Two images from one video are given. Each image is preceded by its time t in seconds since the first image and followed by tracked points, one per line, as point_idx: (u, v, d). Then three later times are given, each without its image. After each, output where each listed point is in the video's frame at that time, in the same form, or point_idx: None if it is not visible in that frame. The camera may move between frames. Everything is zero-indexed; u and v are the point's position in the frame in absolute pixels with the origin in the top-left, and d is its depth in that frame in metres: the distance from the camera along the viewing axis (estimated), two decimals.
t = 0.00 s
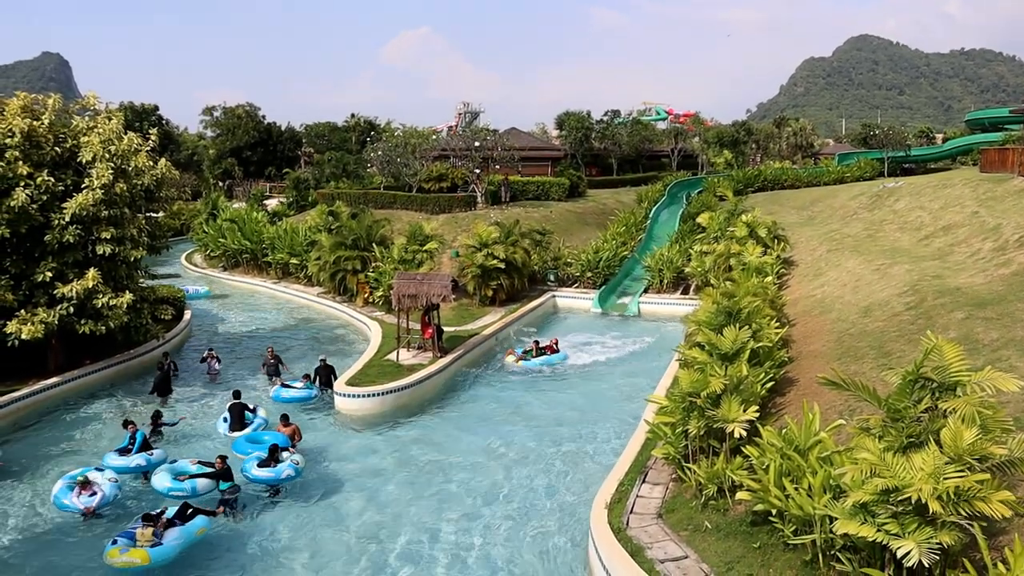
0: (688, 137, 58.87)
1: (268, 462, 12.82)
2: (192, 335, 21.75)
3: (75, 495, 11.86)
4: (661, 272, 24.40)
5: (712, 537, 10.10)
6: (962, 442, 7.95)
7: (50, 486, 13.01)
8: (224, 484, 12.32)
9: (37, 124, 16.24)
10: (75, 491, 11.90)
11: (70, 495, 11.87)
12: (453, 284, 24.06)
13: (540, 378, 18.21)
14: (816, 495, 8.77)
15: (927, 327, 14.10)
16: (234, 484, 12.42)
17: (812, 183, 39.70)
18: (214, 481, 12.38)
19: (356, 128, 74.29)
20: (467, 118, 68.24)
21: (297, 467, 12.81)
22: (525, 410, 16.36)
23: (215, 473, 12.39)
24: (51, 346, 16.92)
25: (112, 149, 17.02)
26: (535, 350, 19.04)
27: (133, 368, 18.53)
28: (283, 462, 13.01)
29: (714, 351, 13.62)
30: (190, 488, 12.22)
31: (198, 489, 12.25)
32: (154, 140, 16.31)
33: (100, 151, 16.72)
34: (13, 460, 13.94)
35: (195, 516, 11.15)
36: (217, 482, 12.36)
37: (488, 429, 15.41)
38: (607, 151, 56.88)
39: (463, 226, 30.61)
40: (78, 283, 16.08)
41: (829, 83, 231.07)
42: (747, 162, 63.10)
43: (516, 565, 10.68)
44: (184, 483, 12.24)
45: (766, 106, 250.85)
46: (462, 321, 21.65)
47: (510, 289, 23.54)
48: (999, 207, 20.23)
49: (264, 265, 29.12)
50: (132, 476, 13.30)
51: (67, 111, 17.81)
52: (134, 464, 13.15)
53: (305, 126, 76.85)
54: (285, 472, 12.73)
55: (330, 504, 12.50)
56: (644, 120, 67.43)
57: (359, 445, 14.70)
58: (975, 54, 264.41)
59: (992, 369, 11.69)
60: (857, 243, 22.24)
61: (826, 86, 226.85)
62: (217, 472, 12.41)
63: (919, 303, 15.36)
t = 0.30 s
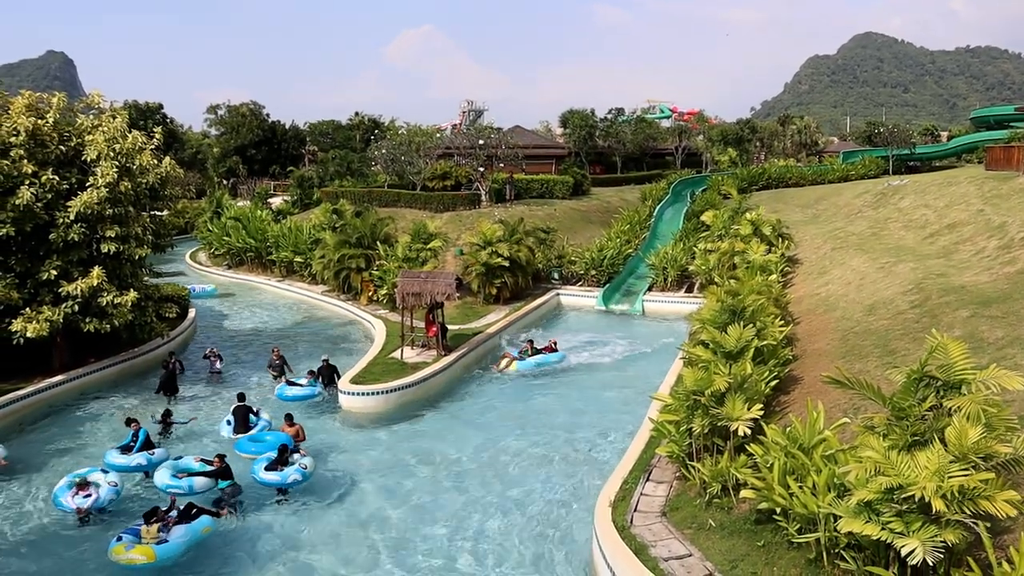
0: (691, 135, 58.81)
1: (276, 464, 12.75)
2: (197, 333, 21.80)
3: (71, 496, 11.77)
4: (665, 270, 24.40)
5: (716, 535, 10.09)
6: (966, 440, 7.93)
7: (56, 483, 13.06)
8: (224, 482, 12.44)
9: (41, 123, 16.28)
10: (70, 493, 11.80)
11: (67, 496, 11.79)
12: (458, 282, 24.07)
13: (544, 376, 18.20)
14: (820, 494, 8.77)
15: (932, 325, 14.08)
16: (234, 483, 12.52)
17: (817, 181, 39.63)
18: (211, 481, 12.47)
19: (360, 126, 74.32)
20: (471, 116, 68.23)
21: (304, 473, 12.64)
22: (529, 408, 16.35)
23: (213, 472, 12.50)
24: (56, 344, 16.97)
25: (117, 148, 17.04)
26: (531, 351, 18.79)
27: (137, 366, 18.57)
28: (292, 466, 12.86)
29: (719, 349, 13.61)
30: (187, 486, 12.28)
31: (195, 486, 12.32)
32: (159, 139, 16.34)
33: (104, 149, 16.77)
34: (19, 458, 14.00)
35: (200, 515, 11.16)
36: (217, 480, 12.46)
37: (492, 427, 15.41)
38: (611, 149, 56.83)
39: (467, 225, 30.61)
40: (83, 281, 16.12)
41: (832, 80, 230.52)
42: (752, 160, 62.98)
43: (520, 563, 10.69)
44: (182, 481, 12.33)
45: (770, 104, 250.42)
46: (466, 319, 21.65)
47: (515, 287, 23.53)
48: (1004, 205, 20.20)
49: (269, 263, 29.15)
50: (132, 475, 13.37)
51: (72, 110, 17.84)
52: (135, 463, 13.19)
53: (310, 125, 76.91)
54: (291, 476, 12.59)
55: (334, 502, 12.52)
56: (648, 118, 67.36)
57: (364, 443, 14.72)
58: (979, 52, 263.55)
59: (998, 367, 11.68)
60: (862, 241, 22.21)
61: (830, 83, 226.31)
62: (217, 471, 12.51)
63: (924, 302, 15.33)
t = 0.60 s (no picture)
0: (696, 133, 58.75)
1: (283, 470, 12.65)
2: (202, 331, 21.83)
3: (68, 492, 11.76)
4: (669, 268, 24.38)
5: (720, 534, 10.08)
6: (971, 439, 7.91)
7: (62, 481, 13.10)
8: (223, 482, 12.48)
9: (46, 121, 16.31)
10: (69, 489, 11.79)
11: (65, 492, 11.78)
12: (462, 280, 24.07)
13: (548, 374, 18.19)
14: (825, 492, 8.76)
15: (937, 324, 14.05)
16: (234, 483, 12.49)
17: (822, 179, 39.56)
18: (211, 481, 12.52)
19: (365, 124, 74.37)
20: (476, 115, 68.29)
21: (311, 476, 12.46)
22: (533, 406, 16.35)
23: (212, 472, 12.55)
24: (62, 342, 17.02)
25: (121, 146, 17.06)
26: (525, 353, 18.52)
27: (142, 364, 18.61)
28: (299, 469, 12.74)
29: (723, 348, 13.61)
30: (184, 484, 12.37)
31: (193, 485, 12.40)
32: (164, 137, 16.35)
33: (109, 148, 16.81)
34: (25, 455, 14.06)
35: (203, 512, 11.21)
36: (216, 480, 12.51)
37: (496, 425, 15.41)
38: (616, 147, 56.79)
39: (471, 223, 30.61)
40: (88, 280, 16.15)
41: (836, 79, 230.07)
42: (756, 158, 62.88)
43: (523, 561, 10.69)
44: (182, 479, 12.43)
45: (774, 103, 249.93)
46: (470, 318, 21.65)
47: (519, 285, 23.52)
48: (1009, 204, 20.14)
49: (273, 262, 29.19)
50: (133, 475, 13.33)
51: (77, 108, 17.88)
52: (136, 463, 13.16)
53: (313, 123, 76.95)
54: (298, 480, 12.43)
55: (338, 500, 12.53)
56: (653, 116, 67.27)
57: (368, 441, 14.74)
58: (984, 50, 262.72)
59: (1003, 365, 11.65)
60: (867, 240, 22.17)
61: (834, 81, 225.82)
62: (216, 471, 12.57)
63: (929, 300, 15.30)
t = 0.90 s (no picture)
0: (700, 132, 58.68)
1: (292, 472, 12.56)
2: (206, 330, 21.89)
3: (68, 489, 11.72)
4: (673, 267, 24.35)
5: (724, 533, 10.07)
6: (977, 438, 7.88)
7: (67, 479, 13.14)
8: (221, 482, 12.49)
9: (52, 120, 16.35)
10: (70, 484, 11.80)
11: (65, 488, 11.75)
12: (466, 278, 24.08)
13: (552, 373, 18.18)
14: (829, 492, 8.74)
15: (942, 323, 14.01)
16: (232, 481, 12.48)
17: (826, 178, 39.46)
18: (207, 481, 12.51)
19: (369, 123, 74.46)
20: (480, 113, 68.35)
21: (320, 479, 12.36)
22: (537, 405, 16.35)
23: (208, 472, 12.53)
24: (67, 341, 17.07)
25: (126, 145, 17.11)
26: (517, 354, 18.28)
27: (147, 362, 18.65)
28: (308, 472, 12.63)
29: (727, 347, 13.60)
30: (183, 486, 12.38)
31: (191, 486, 12.41)
32: (169, 136, 16.38)
33: (114, 146, 16.85)
34: (30, 452, 14.11)
35: (206, 511, 11.22)
36: (213, 480, 12.50)
37: (499, 424, 15.41)
38: (620, 146, 56.76)
39: (475, 222, 30.63)
40: (93, 278, 16.19)
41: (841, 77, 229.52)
42: (760, 157, 62.75)
43: (527, 560, 10.70)
44: (179, 479, 12.43)
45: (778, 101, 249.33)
46: (474, 316, 21.65)
47: (523, 284, 23.49)
48: (1015, 202, 20.07)
49: (277, 260, 29.24)
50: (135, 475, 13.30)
51: (82, 107, 17.92)
52: (137, 463, 13.12)
53: (317, 122, 76.98)
54: (308, 482, 12.34)
55: (342, 499, 12.54)
56: (657, 114, 67.20)
57: (371, 440, 14.76)
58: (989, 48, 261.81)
59: (1009, 364, 11.61)
60: (871, 238, 22.11)
61: (838, 80, 225.25)
62: (211, 471, 12.55)
63: (934, 299, 15.26)
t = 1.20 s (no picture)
0: (704, 130, 58.63)
1: (304, 472, 12.43)
2: (209, 328, 21.92)
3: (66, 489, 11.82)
4: (677, 266, 24.31)
5: (728, 532, 10.06)
6: (981, 437, 7.84)
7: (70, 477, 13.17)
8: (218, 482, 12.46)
9: (56, 119, 16.39)
10: (72, 485, 11.96)
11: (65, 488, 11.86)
12: (469, 277, 24.08)
13: (555, 372, 18.18)
14: (833, 491, 8.73)
15: (947, 321, 13.98)
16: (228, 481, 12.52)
17: (830, 176, 39.39)
18: (205, 478, 12.52)
19: (372, 122, 74.50)
20: (483, 112, 68.38)
21: (333, 478, 12.27)
22: (540, 404, 16.35)
23: (205, 471, 12.54)
24: (71, 339, 17.11)
25: (130, 144, 17.13)
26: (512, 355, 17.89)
27: (150, 361, 18.67)
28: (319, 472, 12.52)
29: (731, 346, 13.61)
30: (179, 480, 12.49)
31: (187, 481, 12.50)
32: (173, 135, 16.40)
33: (118, 145, 16.89)
34: (34, 450, 14.15)
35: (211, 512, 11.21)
36: (209, 478, 12.54)
37: (502, 423, 15.40)
38: (623, 145, 56.72)
39: (479, 220, 30.62)
40: (97, 277, 16.22)
41: (844, 76, 229.09)
42: (764, 156, 62.65)
43: (529, 560, 10.69)
44: (175, 475, 12.52)
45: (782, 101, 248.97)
46: (478, 315, 21.67)
47: (526, 282, 23.48)
48: (1020, 201, 20.02)
49: (281, 259, 29.28)
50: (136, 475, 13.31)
51: (86, 106, 17.95)
52: (137, 463, 13.13)
53: (321, 121, 77.08)
54: (321, 482, 12.24)
55: (345, 498, 12.55)
56: (660, 113, 67.14)
57: (375, 438, 14.77)
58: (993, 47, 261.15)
59: (1013, 363, 11.59)
60: (875, 237, 22.08)
61: (842, 79, 224.89)
62: (209, 469, 12.56)
63: (938, 298, 15.23)
